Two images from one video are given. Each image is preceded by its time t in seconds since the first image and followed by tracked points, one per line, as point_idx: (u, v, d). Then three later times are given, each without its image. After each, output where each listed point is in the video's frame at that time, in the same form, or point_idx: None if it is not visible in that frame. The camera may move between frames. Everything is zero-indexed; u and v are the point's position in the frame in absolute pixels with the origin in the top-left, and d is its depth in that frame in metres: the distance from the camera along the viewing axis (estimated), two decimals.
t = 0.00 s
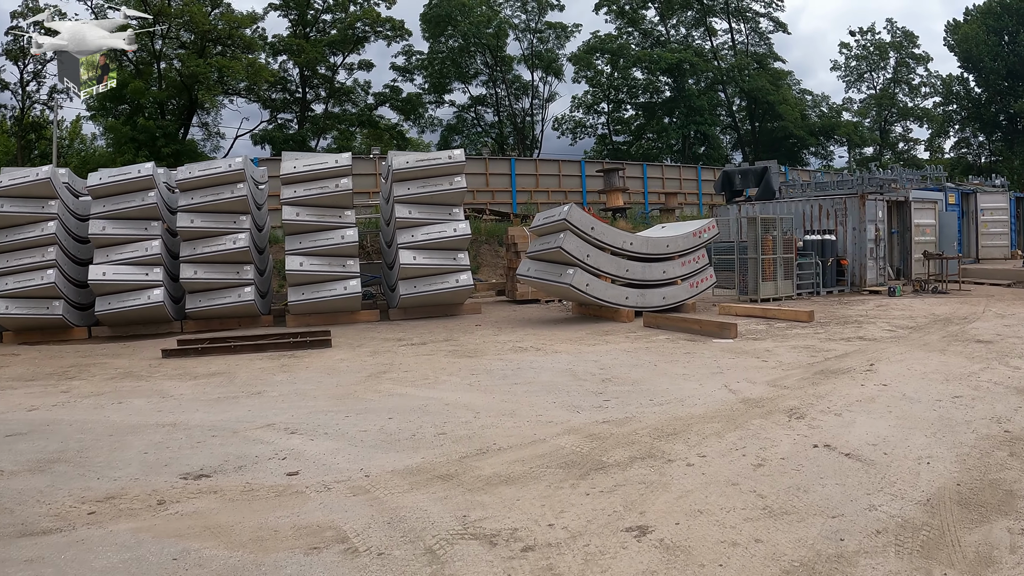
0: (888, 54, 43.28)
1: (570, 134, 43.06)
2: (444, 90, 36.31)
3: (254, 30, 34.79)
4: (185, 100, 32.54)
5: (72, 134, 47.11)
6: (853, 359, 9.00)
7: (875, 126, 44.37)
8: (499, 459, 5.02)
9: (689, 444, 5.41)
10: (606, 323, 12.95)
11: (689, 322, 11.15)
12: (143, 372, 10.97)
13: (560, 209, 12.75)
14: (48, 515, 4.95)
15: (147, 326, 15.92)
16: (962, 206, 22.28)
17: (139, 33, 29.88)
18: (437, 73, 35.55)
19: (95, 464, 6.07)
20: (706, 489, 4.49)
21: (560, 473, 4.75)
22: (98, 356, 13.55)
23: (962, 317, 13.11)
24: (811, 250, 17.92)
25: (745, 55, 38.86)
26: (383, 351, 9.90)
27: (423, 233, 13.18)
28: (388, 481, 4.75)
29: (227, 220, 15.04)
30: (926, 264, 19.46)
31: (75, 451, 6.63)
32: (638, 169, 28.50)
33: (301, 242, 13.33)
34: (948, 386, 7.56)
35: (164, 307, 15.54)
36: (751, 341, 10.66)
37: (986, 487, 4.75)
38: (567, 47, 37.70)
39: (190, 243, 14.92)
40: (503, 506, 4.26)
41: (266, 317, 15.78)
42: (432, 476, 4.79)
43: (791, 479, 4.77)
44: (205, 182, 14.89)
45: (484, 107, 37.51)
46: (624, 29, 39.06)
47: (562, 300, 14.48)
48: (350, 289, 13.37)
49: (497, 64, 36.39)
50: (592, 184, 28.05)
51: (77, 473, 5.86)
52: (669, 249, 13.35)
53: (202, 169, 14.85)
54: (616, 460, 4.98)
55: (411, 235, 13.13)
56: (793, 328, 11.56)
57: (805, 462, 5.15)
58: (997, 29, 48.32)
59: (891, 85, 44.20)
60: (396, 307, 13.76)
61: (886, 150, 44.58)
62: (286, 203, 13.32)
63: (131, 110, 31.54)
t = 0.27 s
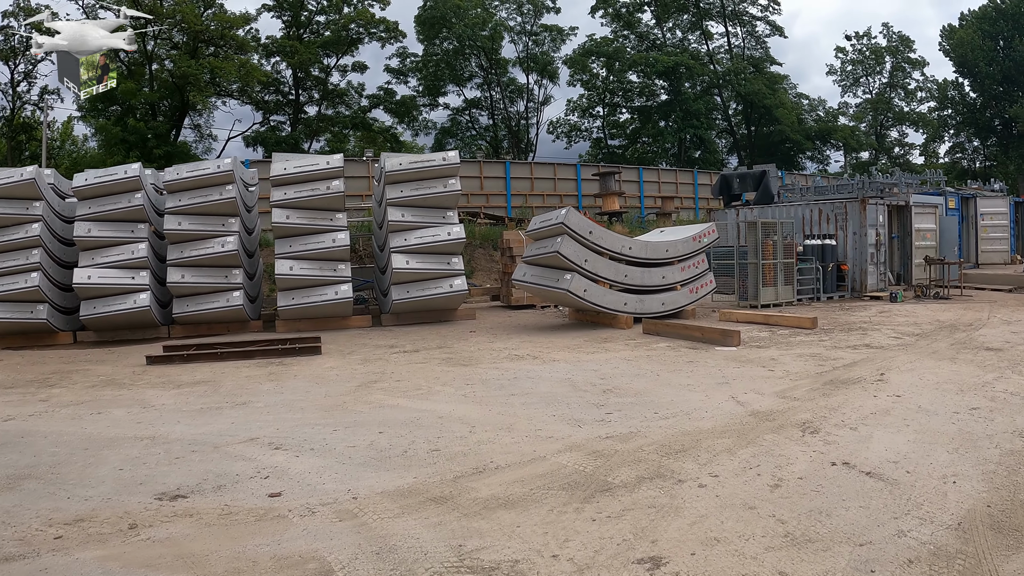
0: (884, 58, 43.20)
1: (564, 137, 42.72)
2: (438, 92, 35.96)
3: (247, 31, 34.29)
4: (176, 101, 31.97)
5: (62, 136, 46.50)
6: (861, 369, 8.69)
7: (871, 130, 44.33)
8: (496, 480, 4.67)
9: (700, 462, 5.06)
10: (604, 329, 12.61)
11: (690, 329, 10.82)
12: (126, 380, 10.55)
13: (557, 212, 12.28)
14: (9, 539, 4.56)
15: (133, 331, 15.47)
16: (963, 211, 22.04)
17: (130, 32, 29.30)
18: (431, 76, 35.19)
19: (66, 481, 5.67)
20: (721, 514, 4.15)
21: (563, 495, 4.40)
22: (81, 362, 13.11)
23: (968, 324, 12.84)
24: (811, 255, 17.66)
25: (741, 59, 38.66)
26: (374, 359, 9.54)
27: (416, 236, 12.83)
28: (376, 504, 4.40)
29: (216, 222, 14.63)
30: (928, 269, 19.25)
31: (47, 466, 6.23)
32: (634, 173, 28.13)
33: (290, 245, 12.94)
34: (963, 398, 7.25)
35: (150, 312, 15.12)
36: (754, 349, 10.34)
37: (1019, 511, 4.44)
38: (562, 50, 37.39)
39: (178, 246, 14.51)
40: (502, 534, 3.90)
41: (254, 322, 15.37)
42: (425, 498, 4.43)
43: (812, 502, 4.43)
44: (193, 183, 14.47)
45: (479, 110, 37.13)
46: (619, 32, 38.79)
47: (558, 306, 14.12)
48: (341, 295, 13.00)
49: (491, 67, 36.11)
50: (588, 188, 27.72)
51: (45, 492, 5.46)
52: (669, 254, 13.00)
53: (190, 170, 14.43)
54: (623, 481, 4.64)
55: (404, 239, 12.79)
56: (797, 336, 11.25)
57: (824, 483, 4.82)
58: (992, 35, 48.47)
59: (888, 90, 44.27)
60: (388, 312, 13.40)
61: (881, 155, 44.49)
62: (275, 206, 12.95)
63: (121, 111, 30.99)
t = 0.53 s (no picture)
0: (879, 62, 43.25)
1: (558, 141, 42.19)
2: (431, 95, 35.44)
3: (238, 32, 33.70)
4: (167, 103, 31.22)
5: (52, 138, 45.81)
6: (869, 378, 8.38)
7: (867, 134, 44.34)
8: (492, 502, 4.32)
9: (711, 481, 4.72)
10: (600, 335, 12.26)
11: (691, 336, 10.48)
12: (107, 388, 10.11)
13: (554, 215, 11.80)
14: None
15: (119, 336, 14.97)
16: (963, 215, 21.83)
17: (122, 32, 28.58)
18: (425, 78, 34.63)
19: (30, 500, 5.26)
20: (739, 541, 3.81)
21: (565, 519, 4.05)
22: (62, 369, 12.65)
23: (973, 330, 12.60)
24: (811, 259, 17.40)
25: (737, 62, 38.39)
26: (364, 366, 9.15)
27: (408, 240, 12.48)
28: (361, 530, 4.03)
29: (203, 225, 14.17)
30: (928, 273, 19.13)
31: (12, 482, 5.80)
32: (629, 176, 27.67)
33: (279, 249, 12.52)
34: (978, 408, 6.96)
35: (135, 317, 14.64)
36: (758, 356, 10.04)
37: None
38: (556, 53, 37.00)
39: (164, 249, 14.07)
40: (500, 566, 3.55)
41: (242, 327, 14.94)
42: (416, 523, 4.07)
43: (835, 526, 4.10)
44: (179, 185, 13.99)
45: (473, 113, 36.62)
46: (614, 35, 38.45)
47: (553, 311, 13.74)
48: (331, 300, 12.61)
49: (485, 69, 35.69)
50: (583, 191, 27.33)
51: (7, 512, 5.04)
52: (667, 258, 12.65)
53: (177, 171, 13.94)
54: (630, 503, 4.29)
55: (396, 242, 12.45)
56: (800, 342, 10.95)
57: (845, 504, 4.49)
58: (986, 39, 48.73)
59: (883, 94, 44.48)
60: (380, 318, 13.04)
61: (876, 159, 44.39)
62: (264, 208, 12.49)
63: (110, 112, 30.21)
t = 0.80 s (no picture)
0: (874, 66, 43.32)
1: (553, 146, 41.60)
2: (426, 99, 34.05)
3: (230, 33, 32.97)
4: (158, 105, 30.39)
5: (41, 140, 45.01)
6: (879, 390, 8.08)
7: (862, 138, 44.41)
8: (493, 532, 3.96)
9: (728, 507, 4.38)
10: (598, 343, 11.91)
11: (693, 344, 10.16)
12: (87, 399, 9.65)
13: (551, 219, 11.30)
14: None
15: (104, 343, 14.45)
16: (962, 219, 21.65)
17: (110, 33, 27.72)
18: (419, 82, 33.43)
19: None
20: None
21: (574, 553, 3.71)
22: (43, 378, 12.18)
23: (980, 337, 12.35)
24: (811, 264, 17.10)
25: (733, 66, 38.18)
26: (355, 376, 8.77)
27: (400, 245, 12.14)
28: (350, 564, 3.67)
29: (191, 229, 13.79)
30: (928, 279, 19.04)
31: None
32: (625, 180, 27.25)
33: (268, 253, 12.12)
34: (998, 422, 6.68)
35: (121, 323, 14.12)
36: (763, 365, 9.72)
37: None
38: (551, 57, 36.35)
39: (150, 253, 13.63)
40: None
41: (231, 334, 14.48)
42: (411, 557, 3.71)
43: (866, 559, 3.77)
44: (166, 188, 13.59)
45: (466, 117, 35.75)
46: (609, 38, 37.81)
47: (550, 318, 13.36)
48: (321, 306, 12.21)
49: (480, 72, 34.63)
50: (579, 196, 26.85)
51: None
52: (667, 263, 12.30)
53: (163, 173, 13.56)
54: (644, 533, 3.94)
55: (388, 247, 12.09)
56: (805, 351, 10.64)
57: (873, 532, 4.16)
58: (981, 43, 48.81)
59: (879, 97, 44.16)
60: (371, 325, 12.66)
61: (872, 164, 44.22)
62: (252, 212, 12.09)
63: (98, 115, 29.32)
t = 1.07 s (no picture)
0: (871, 69, 43.60)
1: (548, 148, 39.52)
2: (421, 101, 33.05)
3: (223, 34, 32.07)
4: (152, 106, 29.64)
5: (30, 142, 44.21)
6: (895, 400, 7.78)
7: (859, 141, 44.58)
8: (503, 560, 3.64)
9: (755, 529, 4.07)
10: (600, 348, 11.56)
11: (699, 350, 9.87)
12: (71, 407, 9.23)
13: (551, 222, 10.95)
14: None
15: (91, 349, 13.92)
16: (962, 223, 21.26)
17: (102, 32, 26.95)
18: (414, 84, 32.13)
19: None
20: None
21: None
22: (27, 384, 11.72)
23: (990, 342, 12.13)
24: (816, 267, 16.96)
25: (730, 68, 37.97)
26: (351, 384, 8.39)
27: (397, 248, 11.79)
28: None
29: (181, 231, 13.31)
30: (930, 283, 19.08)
31: None
32: (623, 183, 26.94)
33: (260, 257, 11.74)
34: (1023, 432, 6.41)
35: (109, 328, 13.61)
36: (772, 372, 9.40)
37: None
38: (548, 59, 35.70)
39: (139, 256, 13.16)
40: None
41: (222, 340, 13.99)
42: None
43: None
44: (156, 189, 13.20)
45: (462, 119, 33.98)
46: (607, 40, 37.22)
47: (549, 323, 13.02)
48: (315, 311, 11.83)
49: (476, 74, 33.48)
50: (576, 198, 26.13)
51: None
52: (671, 267, 12.00)
53: (153, 174, 13.18)
54: (667, 560, 3.63)
55: (384, 250, 11.76)
56: (814, 358, 10.33)
57: (914, 556, 3.85)
58: (977, 46, 48.92)
59: (875, 101, 44.45)
60: (367, 330, 12.31)
61: (869, 168, 44.02)
62: (244, 214, 11.68)
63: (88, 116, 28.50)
